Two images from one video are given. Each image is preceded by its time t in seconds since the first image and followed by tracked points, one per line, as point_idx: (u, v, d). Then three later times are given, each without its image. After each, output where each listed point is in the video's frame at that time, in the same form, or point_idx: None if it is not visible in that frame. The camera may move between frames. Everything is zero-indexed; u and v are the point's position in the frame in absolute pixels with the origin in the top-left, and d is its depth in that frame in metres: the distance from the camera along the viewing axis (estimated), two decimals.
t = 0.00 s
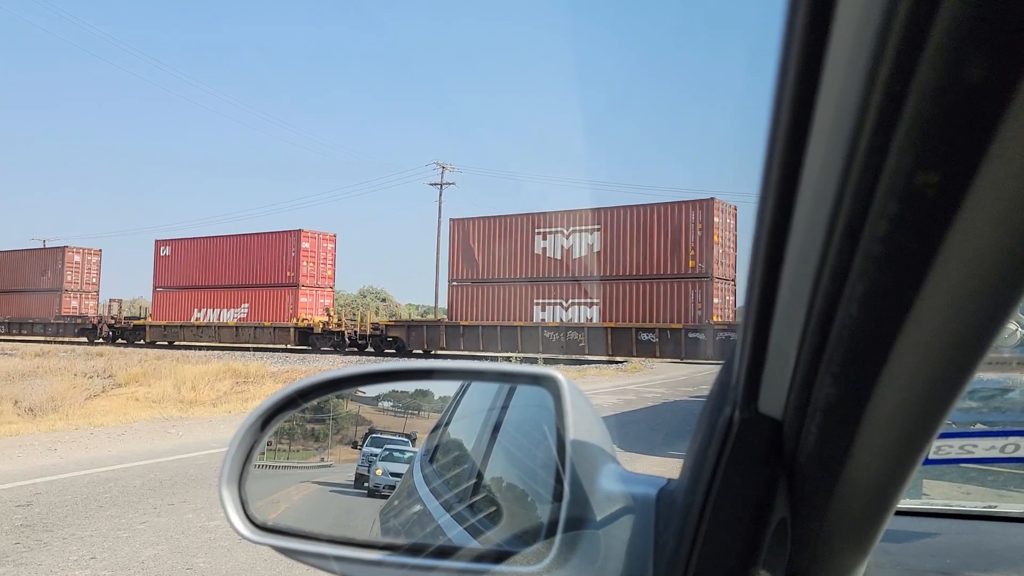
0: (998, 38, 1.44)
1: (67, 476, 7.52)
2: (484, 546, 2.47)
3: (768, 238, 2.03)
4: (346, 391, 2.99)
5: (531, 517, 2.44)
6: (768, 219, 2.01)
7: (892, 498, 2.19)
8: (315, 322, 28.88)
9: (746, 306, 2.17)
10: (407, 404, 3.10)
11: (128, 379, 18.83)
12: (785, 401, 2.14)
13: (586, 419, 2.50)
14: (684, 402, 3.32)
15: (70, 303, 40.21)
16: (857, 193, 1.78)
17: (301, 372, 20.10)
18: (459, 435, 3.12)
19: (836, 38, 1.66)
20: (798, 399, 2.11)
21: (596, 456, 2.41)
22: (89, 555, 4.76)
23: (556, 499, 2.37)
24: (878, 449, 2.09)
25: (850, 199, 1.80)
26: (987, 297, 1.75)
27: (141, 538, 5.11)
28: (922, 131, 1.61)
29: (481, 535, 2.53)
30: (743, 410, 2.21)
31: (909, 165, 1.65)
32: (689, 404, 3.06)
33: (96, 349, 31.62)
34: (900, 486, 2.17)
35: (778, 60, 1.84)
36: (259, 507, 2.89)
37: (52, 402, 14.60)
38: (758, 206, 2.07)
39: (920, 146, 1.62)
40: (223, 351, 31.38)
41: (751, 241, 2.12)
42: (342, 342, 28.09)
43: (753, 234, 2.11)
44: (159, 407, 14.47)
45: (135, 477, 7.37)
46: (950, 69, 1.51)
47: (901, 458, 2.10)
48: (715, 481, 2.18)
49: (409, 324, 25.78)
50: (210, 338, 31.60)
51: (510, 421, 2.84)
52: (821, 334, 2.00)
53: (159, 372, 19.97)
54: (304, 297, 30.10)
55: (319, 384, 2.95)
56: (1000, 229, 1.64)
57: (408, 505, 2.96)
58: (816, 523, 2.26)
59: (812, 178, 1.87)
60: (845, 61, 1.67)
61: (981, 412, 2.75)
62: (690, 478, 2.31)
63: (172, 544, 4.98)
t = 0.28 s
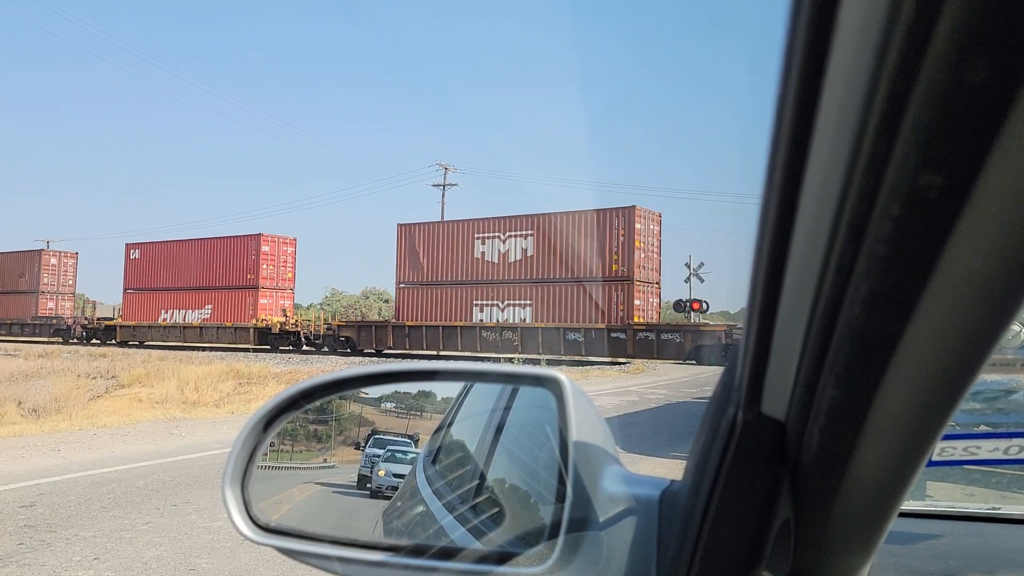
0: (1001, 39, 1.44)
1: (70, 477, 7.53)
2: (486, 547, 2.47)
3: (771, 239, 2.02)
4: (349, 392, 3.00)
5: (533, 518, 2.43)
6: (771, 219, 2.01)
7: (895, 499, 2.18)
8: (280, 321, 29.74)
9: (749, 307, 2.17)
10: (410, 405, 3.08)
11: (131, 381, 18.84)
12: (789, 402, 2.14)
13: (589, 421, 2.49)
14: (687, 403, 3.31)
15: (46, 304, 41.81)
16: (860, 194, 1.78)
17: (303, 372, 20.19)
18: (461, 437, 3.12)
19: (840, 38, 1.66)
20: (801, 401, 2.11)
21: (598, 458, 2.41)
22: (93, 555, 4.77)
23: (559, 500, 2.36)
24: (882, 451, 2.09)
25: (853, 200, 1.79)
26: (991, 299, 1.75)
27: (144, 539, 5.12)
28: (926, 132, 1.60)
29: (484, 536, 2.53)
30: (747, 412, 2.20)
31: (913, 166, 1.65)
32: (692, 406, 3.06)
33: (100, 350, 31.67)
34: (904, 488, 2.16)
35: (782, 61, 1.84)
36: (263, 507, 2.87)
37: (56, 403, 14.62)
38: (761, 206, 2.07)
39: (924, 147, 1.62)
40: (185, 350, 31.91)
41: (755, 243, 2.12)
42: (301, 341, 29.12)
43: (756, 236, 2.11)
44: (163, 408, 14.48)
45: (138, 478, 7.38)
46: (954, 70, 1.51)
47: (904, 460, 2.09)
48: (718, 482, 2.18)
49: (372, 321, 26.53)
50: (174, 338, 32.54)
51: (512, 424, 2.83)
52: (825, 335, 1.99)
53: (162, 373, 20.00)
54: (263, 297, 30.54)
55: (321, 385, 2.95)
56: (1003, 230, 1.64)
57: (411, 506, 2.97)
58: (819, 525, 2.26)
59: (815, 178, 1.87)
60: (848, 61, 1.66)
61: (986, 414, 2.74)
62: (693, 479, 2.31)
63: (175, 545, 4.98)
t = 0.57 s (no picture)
0: (1004, 39, 1.44)
1: (72, 478, 7.54)
2: (489, 548, 2.47)
3: (773, 239, 2.02)
4: (350, 393, 2.99)
5: (536, 519, 2.42)
6: (773, 219, 2.01)
7: (898, 500, 2.18)
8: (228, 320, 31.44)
9: (751, 308, 2.16)
10: (412, 406, 3.10)
11: (133, 381, 18.85)
12: (792, 402, 2.14)
13: (591, 421, 2.49)
14: (689, 404, 3.31)
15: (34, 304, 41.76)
16: (863, 193, 1.77)
17: (305, 372, 20.29)
18: (464, 437, 3.13)
19: (843, 38, 1.65)
20: (804, 402, 2.10)
21: (601, 458, 2.41)
22: (95, 556, 4.78)
23: (562, 501, 2.35)
24: (885, 452, 2.09)
25: (855, 200, 1.79)
26: (994, 301, 1.75)
27: (146, 539, 5.12)
28: (929, 133, 1.60)
29: (487, 537, 2.52)
30: (750, 413, 2.20)
31: (917, 167, 1.65)
32: (694, 407, 3.06)
33: (102, 350, 31.69)
34: (907, 490, 2.16)
35: (784, 60, 1.83)
36: (264, 509, 2.87)
37: (58, 404, 14.64)
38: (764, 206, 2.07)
39: (927, 147, 1.62)
40: (187, 350, 31.94)
41: (757, 244, 2.11)
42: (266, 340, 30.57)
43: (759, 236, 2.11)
44: (165, 408, 14.50)
45: (141, 478, 7.39)
46: (958, 70, 1.51)
47: (907, 461, 2.09)
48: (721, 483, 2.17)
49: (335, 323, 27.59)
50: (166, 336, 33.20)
51: (515, 424, 2.82)
52: (828, 335, 1.99)
53: (165, 373, 20.01)
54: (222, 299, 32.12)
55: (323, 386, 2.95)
56: (1006, 231, 1.64)
57: (413, 507, 2.98)
58: (822, 526, 2.26)
59: (818, 178, 1.86)
60: (851, 61, 1.66)
61: (989, 415, 2.74)
62: (695, 480, 2.30)
63: (177, 545, 4.98)
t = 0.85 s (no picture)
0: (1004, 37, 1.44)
1: (74, 478, 7.54)
2: (489, 548, 2.46)
3: (774, 240, 2.02)
4: (352, 393, 2.99)
5: (537, 520, 2.42)
6: (774, 220, 2.00)
7: (899, 501, 2.17)
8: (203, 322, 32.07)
9: (753, 309, 2.16)
10: (414, 406, 3.08)
11: (135, 382, 18.84)
12: (793, 403, 2.13)
13: (592, 423, 2.49)
14: (691, 405, 3.30)
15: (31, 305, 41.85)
16: (864, 193, 1.77)
17: (307, 372, 20.26)
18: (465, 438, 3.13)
19: (844, 38, 1.65)
20: (805, 402, 2.10)
21: (602, 459, 2.41)
22: (97, 556, 4.79)
23: (562, 501, 2.36)
24: (886, 452, 2.08)
25: (856, 200, 1.79)
26: (995, 301, 1.75)
27: (148, 540, 5.11)
28: (929, 132, 1.60)
29: (487, 538, 2.52)
30: (751, 413, 2.19)
31: (917, 166, 1.65)
32: (696, 407, 3.05)
33: (104, 351, 31.70)
34: (908, 490, 2.16)
35: (785, 59, 1.83)
36: (265, 509, 2.87)
37: (60, 405, 14.63)
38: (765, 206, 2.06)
39: (927, 147, 1.62)
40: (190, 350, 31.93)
41: (758, 245, 2.11)
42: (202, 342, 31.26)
43: (760, 237, 2.10)
44: (168, 409, 14.51)
45: (143, 479, 7.39)
46: (957, 69, 1.51)
47: (909, 462, 2.09)
48: (721, 485, 2.17)
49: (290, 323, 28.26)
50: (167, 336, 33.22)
51: (517, 424, 2.82)
52: (829, 335, 1.99)
53: (167, 374, 20.00)
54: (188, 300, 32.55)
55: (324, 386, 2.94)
56: (1007, 230, 1.64)
57: (414, 507, 2.98)
58: (823, 528, 2.26)
59: (819, 179, 1.86)
60: (851, 60, 1.66)
61: (990, 415, 2.74)
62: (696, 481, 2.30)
63: (179, 546, 4.98)
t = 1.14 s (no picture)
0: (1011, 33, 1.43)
1: (77, 477, 7.57)
2: (490, 548, 2.46)
3: (777, 240, 2.01)
4: (354, 392, 3.01)
5: (539, 519, 2.42)
6: (777, 219, 2.00)
7: (903, 500, 2.17)
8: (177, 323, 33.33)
9: (756, 309, 2.15)
10: (417, 406, 3.04)
11: (139, 381, 18.91)
12: (796, 402, 2.13)
13: (594, 422, 2.48)
14: (694, 404, 3.30)
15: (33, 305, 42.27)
16: (868, 190, 1.77)
17: (310, 371, 20.30)
18: (467, 438, 3.13)
19: (847, 36, 1.64)
20: (809, 400, 2.10)
21: (604, 458, 2.40)
22: (100, 555, 4.79)
23: (564, 500, 2.36)
24: (890, 451, 2.08)
25: (861, 198, 1.79)
26: (999, 299, 1.74)
27: (151, 539, 5.13)
28: (935, 128, 1.60)
29: (489, 536, 2.52)
30: (753, 412, 2.19)
31: (922, 162, 1.64)
32: (699, 406, 3.05)
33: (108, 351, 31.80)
34: (912, 489, 2.15)
35: (788, 58, 1.82)
36: (268, 508, 2.87)
37: (64, 404, 14.69)
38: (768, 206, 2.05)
39: (932, 143, 1.62)
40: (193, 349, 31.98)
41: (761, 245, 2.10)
42: (186, 340, 32.97)
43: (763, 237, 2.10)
44: (171, 408, 14.58)
45: (146, 478, 7.42)
46: (962, 65, 1.51)
47: (913, 461, 2.08)
48: (724, 485, 2.16)
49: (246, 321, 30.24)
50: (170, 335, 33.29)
51: (519, 423, 2.82)
52: (833, 334, 1.98)
53: (171, 373, 20.06)
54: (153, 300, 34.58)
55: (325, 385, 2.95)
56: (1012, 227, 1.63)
57: (416, 506, 2.97)
58: (827, 527, 2.25)
59: (822, 178, 1.85)
60: (854, 58, 1.66)
61: (994, 414, 2.68)
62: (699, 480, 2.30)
63: (182, 544, 5.00)
